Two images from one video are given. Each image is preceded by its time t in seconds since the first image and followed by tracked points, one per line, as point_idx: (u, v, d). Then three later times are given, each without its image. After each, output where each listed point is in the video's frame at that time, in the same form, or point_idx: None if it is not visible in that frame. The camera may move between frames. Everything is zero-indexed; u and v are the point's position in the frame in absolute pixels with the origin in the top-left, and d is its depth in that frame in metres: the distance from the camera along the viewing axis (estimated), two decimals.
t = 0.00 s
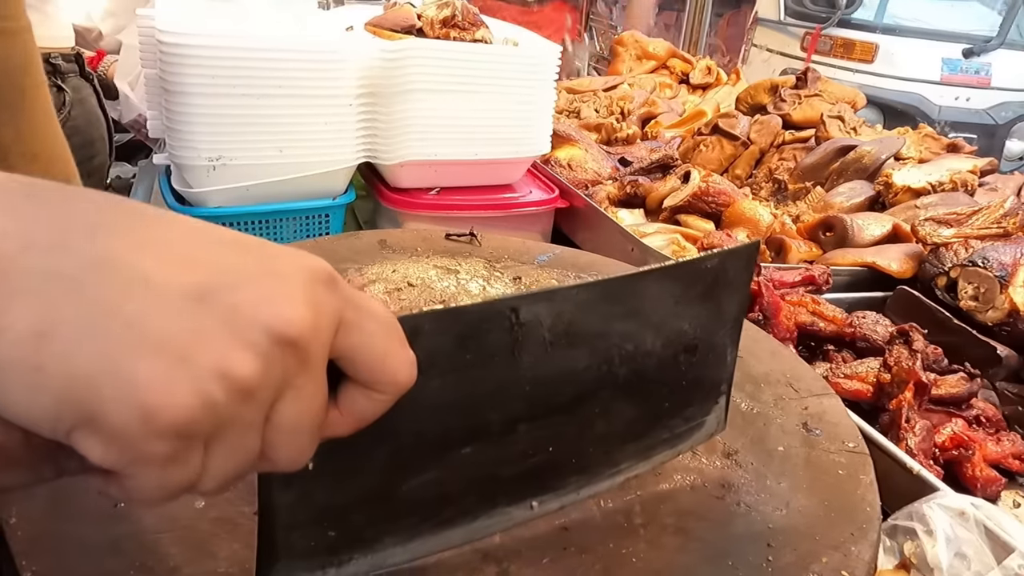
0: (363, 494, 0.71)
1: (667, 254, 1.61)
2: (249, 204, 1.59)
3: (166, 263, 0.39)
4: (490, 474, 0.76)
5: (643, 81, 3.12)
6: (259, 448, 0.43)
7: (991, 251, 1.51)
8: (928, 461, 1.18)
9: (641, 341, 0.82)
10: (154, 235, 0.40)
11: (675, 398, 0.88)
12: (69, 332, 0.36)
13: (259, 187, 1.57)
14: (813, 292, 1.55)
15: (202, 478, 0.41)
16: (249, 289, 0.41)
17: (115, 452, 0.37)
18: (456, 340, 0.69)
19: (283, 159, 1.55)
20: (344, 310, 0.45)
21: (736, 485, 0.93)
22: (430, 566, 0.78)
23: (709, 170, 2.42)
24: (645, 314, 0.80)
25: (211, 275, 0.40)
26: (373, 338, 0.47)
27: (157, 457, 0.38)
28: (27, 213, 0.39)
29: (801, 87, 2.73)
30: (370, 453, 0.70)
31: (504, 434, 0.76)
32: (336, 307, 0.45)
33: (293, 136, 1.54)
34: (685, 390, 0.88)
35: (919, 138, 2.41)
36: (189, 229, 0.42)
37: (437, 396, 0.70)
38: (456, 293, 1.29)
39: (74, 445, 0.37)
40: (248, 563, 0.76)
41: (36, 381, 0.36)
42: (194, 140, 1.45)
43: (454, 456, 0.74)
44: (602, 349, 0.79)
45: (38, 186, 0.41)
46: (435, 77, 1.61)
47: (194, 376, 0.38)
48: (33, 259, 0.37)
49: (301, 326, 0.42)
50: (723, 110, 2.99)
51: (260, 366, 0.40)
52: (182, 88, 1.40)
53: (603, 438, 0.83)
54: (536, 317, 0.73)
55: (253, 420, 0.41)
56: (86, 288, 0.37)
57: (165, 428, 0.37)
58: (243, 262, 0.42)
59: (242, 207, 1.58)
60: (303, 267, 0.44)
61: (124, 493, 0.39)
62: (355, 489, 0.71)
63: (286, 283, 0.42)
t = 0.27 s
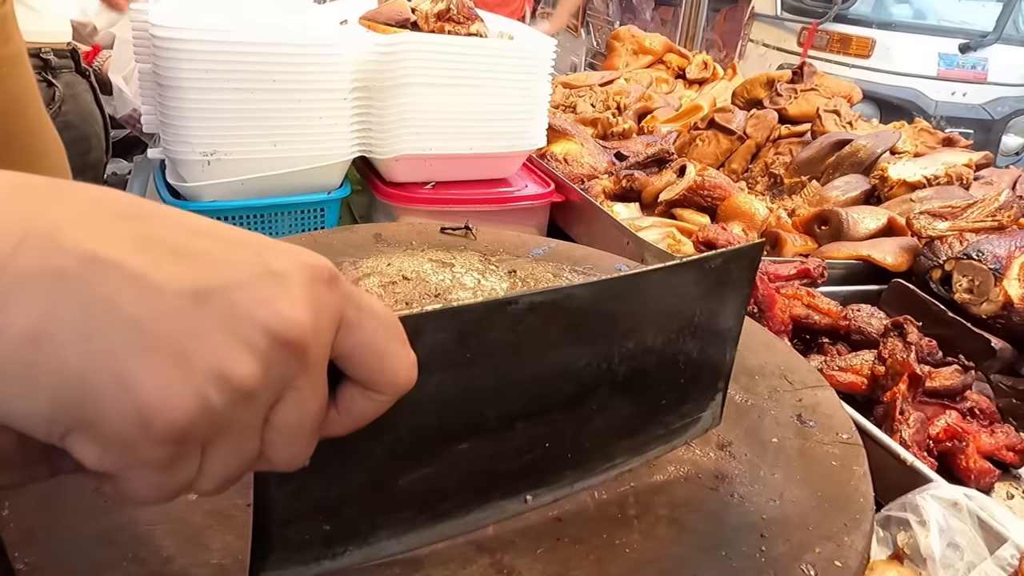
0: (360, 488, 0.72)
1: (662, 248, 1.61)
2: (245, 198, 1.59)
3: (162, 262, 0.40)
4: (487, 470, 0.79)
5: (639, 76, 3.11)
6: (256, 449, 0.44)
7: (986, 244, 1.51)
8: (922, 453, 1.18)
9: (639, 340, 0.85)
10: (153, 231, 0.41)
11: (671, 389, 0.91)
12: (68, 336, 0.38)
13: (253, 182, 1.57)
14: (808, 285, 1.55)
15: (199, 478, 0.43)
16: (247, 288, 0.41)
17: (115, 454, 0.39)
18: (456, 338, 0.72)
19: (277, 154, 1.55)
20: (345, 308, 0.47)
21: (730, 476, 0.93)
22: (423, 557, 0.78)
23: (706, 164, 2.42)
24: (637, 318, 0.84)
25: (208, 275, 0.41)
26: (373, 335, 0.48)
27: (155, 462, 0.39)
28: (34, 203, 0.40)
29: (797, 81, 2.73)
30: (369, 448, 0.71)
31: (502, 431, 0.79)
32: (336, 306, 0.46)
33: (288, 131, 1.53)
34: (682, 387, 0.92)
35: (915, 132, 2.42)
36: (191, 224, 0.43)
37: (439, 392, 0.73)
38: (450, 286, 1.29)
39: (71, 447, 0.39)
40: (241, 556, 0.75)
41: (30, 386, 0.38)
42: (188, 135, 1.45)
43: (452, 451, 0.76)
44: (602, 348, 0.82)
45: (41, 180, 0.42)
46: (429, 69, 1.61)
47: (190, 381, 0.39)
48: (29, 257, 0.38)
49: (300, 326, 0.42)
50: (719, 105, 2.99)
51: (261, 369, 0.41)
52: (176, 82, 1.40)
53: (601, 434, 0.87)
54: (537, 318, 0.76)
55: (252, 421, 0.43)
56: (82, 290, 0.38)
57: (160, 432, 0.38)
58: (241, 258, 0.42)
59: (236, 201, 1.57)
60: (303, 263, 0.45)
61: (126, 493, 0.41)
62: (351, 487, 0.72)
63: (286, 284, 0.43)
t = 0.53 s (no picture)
0: (358, 500, 0.71)
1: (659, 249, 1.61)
2: (240, 199, 1.58)
3: (168, 299, 0.40)
4: (487, 481, 0.79)
5: (636, 76, 3.11)
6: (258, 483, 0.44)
7: (981, 245, 1.51)
8: (918, 454, 1.18)
9: (648, 357, 0.84)
10: (155, 261, 0.41)
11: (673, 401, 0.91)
12: (70, 375, 0.37)
13: (249, 182, 1.56)
14: (804, 286, 1.55)
15: (199, 514, 0.42)
16: (254, 325, 0.42)
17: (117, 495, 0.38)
18: (466, 358, 0.70)
19: (273, 154, 1.54)
20: (354, 338, 0.47)
21: (725, 478, 0.93)
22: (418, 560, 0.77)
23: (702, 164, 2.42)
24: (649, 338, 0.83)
25: (215, 313, 0.41)
26: (380, 364, 0.49)
27: (155, 505, 0.39)
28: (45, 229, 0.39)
29: (793, 82, 2.73)
30: (371, 462, 0.70)
31: (506, 445, 0.78)
32: (346, 336, 0.46)
33: (285, 131, 1.53)
34: (684, 400, 0.92)
35: (910, 133, 2.42)
36: (196, 252, 0.43)
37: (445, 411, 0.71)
38: (445, 287, 1.29)
39: (74, 487, 0.39)
40: (236, 560, 0.75)
41: (31, 428, 0.37)
42: (184, 134, 1.44)
43: (453, 464, 0.75)
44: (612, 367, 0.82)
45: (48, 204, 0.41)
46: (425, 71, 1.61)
47: (194, 425, 0.39)
48: (25, 291, 0.37)
49: (307, 363, 0.43)
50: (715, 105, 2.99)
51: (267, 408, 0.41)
52: (173, 81, 1.39)
53: (602, 445, 0.86)
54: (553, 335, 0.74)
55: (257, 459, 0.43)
56: (82, 326, 0.38)
57: (163, 477, 0.38)
58: (249, 290, 0.43)
59: (232, 202, 1.57)
60: (313, 294, 0.45)
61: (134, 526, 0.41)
62: (351, 501, 0.71)
63: (295, 317, 0.43)
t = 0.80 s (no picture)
0: (359, 512, 0.70)
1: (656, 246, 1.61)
2: (236, 195, 1.58)
3: (168, 358, 0.39)
4: (491, 491, 0.77)
5: (633, 73, 3.10)
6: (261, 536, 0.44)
7: (977, 242, 1.51)
8: (914, 451, 1.19)
9: (672, 380, 0.80)
10: (158, 317, 0.40)
11: (691, 417, 0.88)
12: (63, 451, 0.37)
13: (245, 181, 1.56)
14: (801, 283, 1.55)
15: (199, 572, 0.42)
16: (261, 385, 0.41)
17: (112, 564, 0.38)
18: (484, 392, 0.66)
19: (268, 151, 1.54)
20: (366, 387, 0.46)
21: (722, 473, 0.93)
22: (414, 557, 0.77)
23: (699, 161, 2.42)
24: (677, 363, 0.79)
25: (219, 374, 0.40)
26: (393, 411, 0.48)
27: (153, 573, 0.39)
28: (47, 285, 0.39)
29: (790, 79, 2.73)
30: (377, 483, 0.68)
31: (513, 460, 0.76)
32: (355, 384, 0.45)
33: (280, 128, 1.53)
34: (707, 411, 0.89)
35: (907, 130, 2.42)
36: (202, 299, 0.42)
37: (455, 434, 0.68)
38: (442, 283, 1.29)
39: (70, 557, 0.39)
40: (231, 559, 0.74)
41: (27, 495, 0.37)
42: (179, 134, 1.44)
43: (458, 479, 0.73)
44: (633, 388, 0.78)
45: (54, 245, 0.41)
46: (420, 64, 1.60)
47: (192, 497, 0.39)
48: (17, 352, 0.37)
49: (314, 426, 0.41)
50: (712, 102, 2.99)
51: (269, 477, 0.41)
52: (166, 81, 1.39)
53: (612, 455, 0.84)
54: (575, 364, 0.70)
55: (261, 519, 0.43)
56: (78, 392, 0.38)
57: (158, 552, 0.38)
58: (256, 345, 0.41)
59: (228, 198, 1.56)
60: (327, 341, 0.44)
61: None
62: (353, 514, 0.70)
63: (305, 373, 0.42)
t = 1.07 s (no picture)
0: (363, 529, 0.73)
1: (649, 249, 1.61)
2: (230, 197, 1.58)
3: (155, 429, 0.39)
4: (489, 512, 0.79)
5: (627, 75, 3.11)
6: None
7: (969, 245, 1.52)
8: (905, 453, 1.19)
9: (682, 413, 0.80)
10: (147, 387, 0.39)
11: (699, 451, 0.89)
12: (31, 528, 0.37)
13: (239, 180, 1.56)
14: (794, 286, 1.55)
15: None
16: (248, 453, 0.41)
17: None
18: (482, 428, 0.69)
19: (263, 150, 1.54)
20: (361, 443, 0.46)
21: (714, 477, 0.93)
22: (406, 562, 0.77)
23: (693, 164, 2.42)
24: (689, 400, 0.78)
25: (203, 443, 0.40)
26: (387, 468, 0.48)
27: None
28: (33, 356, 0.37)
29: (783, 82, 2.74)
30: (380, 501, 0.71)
31: (511, 484, 0.78)
32: (350, 442, 0.45)
33: (276, 128, 1.52)
34: (716, 441, 0.89)
35: (900, 133, 2.43)
36: (193, 361, 0.41)
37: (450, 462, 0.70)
38: (435, 286, 1.29)
39: None
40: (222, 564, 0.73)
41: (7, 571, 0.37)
42: (174, 128, 1.43)
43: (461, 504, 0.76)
44: (639, 422, 0.79)
45: (40, 305, 0.39)
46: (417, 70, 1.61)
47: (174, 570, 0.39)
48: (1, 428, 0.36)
49: (307, 493, 0.42)
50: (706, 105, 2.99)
51: (256, 541, 0.42)
52: (163, 75, 1.38)
53: (614, 480, 0.85)
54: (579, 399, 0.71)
55: None
56: (57, 470, 0.37)
57: None
58: (248, 408, 0.41)
59: (222, 200, 1.56)
60: (323, 403, 0.43)
61: None
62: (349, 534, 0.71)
63: (298, 437, 0.42)
